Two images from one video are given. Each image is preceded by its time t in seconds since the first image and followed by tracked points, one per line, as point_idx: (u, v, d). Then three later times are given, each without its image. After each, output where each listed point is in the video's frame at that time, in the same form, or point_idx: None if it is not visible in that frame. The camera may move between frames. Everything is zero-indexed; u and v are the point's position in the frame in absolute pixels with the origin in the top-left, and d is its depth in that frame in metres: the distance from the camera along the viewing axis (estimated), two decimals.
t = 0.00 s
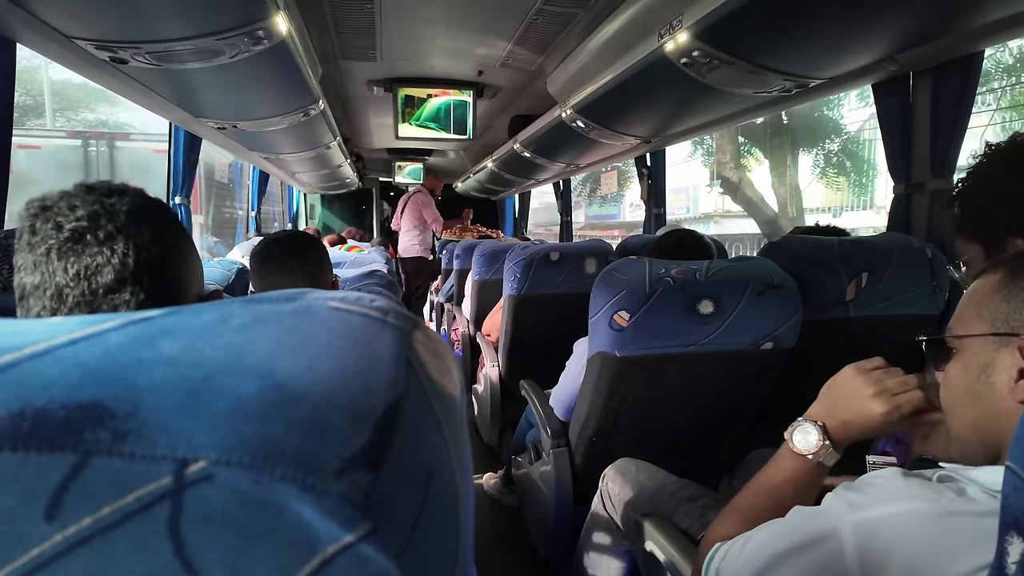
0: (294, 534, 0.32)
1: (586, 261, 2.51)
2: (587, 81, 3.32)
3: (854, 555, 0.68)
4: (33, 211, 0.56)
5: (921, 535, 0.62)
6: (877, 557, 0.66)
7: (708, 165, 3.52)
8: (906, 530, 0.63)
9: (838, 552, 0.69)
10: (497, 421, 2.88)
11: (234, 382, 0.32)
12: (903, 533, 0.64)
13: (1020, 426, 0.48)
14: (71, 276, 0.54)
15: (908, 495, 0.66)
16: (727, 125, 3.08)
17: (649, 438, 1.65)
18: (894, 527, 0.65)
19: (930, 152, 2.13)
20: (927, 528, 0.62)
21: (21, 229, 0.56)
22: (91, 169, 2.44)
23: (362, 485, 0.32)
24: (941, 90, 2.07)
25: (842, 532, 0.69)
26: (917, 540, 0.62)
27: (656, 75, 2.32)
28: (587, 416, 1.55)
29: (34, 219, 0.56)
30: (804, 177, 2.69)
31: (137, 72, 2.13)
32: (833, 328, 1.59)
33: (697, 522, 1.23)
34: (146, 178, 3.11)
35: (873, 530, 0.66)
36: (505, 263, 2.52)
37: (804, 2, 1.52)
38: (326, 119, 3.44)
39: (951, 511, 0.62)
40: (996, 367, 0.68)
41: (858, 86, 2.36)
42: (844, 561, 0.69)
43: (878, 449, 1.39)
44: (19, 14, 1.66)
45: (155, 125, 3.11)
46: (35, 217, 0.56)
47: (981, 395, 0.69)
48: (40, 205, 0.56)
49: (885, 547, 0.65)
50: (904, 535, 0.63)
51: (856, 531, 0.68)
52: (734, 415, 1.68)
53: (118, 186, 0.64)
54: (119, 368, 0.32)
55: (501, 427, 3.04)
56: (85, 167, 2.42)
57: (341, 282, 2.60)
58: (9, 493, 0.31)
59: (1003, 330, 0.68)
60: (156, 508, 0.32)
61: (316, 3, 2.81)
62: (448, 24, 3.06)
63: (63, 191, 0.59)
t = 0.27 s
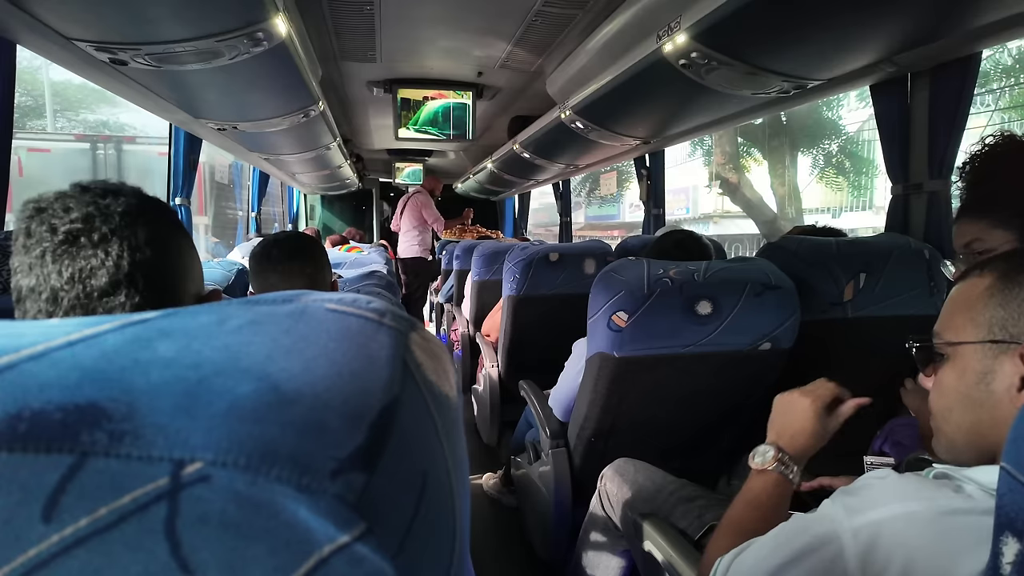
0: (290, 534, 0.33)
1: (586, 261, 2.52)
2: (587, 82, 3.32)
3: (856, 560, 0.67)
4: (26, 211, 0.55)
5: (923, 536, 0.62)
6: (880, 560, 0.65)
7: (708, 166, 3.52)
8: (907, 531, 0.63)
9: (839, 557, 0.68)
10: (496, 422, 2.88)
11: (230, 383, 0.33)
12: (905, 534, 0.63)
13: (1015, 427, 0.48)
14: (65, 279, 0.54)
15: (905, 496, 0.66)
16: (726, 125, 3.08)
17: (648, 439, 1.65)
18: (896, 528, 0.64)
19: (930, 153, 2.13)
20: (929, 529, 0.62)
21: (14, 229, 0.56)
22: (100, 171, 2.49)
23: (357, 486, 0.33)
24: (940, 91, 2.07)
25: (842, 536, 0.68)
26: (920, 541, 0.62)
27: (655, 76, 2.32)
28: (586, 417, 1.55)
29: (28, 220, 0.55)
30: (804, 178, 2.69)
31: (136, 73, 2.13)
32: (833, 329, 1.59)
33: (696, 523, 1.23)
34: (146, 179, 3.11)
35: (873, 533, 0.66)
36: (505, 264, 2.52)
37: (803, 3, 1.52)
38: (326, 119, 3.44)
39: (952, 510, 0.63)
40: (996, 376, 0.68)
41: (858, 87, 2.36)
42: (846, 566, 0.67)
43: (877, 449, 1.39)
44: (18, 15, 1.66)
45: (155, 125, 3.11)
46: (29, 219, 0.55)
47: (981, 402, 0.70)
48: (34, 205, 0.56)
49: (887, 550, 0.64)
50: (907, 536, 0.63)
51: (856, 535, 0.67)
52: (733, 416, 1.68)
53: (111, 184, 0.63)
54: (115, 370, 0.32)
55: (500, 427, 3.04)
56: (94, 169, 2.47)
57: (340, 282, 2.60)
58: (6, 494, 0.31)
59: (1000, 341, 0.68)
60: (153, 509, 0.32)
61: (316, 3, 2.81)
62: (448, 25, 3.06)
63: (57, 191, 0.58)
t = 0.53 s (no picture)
0: (290, 534, 0.33)
1: (586, 262, 2.51)
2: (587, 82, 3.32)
3: (850, 553, 0.67)
4: (19, 210, 0.55)
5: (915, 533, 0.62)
6: (873, 554, 0.65)
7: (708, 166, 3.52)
8: (900, 527, 0.63)
9: (834, 550, 0.68)
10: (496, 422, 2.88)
11: (231, 384, 0.33)
12: (898, 530, 0.63)
13: (1015, 427, 0.48)
14: (59, 282, 0.54)
15: (902, 492, 0.65)
16: (726, 125, 3.08)
17: (649, 439, 1.65)
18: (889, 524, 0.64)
19: (931, 153, 2.12)
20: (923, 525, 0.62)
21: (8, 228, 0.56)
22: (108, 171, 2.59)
23: (357, 485, 0.33)
24: (940, 91, 2.06)
25: (837, 530, 0.69)
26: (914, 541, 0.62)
27: (655, 75, 2.32)
28: (587, 417, 1.55)
29: (21, 220, 0.55)
30: (805, 178, 2.69)
31: (136, 73, 2.13)
32: (833, 329, 1.59)
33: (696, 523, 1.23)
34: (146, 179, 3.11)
35: (868, 528, 0.66)
36: (505, 264, 2.52)
37: (803, 3, 1.52)
38: (326, 119, 3.44)
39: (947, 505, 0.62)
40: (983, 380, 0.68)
41: (858, 87, 2.36)
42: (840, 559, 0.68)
43: (877, 449, 1.40)
44: (18, 15, 1.66)
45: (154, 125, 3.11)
46: (21, 218, 0.55)
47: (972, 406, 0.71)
48: (27, 204, 0.56)
49: (881, 545, 0.64)
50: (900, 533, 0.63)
51: (851, 529, 0.67)
52: (733, 416, 1.68)
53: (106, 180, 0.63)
54: (115, 370, 0.32)
55: (500, 428, 3.03)
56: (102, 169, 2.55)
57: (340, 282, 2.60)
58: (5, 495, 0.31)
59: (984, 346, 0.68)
60: (153, 509, 0.32)
61: (316, 3, 2.81)
62: (448, 25, 3.06)
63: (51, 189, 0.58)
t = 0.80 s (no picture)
0: (285, 536, 0.32)
1: (585, 262, 2.51)
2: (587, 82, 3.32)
3: (845, 553, 0.67)
4: (19, 210, 0.54)
5: (909, 535, 0.62)
6: (868, 556, 0.65)
7: (708, 167, 3.53)
8: (894, 529, 0.63)
9: (830, 551, 0.68)
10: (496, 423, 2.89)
11: (225, 386, 0.33)
12: (893, 532, 0.63)
13: (1015, 428, 0.48)
14: (58, 286, 0.54)
15: (898, 496, 0.65)
16: (726, 125, 3.08)
17: (649, 440, 1.65)
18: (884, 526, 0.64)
19: (930, 153, 2.12)
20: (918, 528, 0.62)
21: (7, 228, 0.55)
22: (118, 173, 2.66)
23: (353, 487, 0.33)
24: (940, 91, 2.06)
25: (834, 532, 0.68)
26: (907, 541, 0.61)
27: (655, 76, 2.32)
28: (586, 418, 1.55)
29: (21, 220, 0.55)
30: (805, 178, 2.70)
31: (135, 73, 2.13)
32: (833, 330, 1.58)
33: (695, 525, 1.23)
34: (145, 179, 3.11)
35: (864, 529, 0.66)
36: (504, 264, 2.52)
37: (803, 3, 1.52)
38: (326, 119, 3.44)
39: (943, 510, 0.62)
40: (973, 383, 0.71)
41: (858, 87, 2.36)
42: (835, 560, 0.68)
43: (878, 448, 1.39)
44: (16, 15, 1.66)
45: (154, 125, 3.11)
46: (22, 218, 0.55)
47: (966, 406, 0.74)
48: (27, 203, 0.55)
49: (876, 547, 0.64)
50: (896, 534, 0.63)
51: (847, 531, 0.67)
52: (733, 417, 1.68)
53: (108, 176, 0.62)
54: (109, 371, 0.32)
55: (500, 428, 3.03)
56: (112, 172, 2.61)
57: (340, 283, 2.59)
58: None
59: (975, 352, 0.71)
60: (147, 511, 0.32)
61: (315, 3, 2.81)
62: (448, 25, 3.06)
63: (52, 187, 0.57)
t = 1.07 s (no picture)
0: (298, 534, 0.33)
1: (586, 262, 2.51)
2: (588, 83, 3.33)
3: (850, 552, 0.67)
4: (41, 217, 0.55)
5: (915, 537, 0.61)
6: (873, 555, 0.65)
7: (708, 167, 3.53)
8: (899, 530, 0.63)
9: (834, 550, 0.68)
10: (496, 423, 2.93)
11: (238, 384, 0.33)
12: (897, 533, 0.63)
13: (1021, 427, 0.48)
14: (78, 294, 0.54)
15: (903, 495, 0.65)
16: (726, 125, 3.08)
17: (651, 439, 1.65)
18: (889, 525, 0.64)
19: (931, 154, 2.12)
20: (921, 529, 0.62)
21: (31, 232, 0.56)
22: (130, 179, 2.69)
23: (365, 486, 0.33)
24: (941, 91, 2.06)
25: (841, 531, 0.68)
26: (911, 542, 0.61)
27: (656, 76, 2.32)
28: (587, 418, 1.55)
29: (43, 226, 0.55)
30: (804, 179, 2.72)
31: (137, 74, 2.14)
32: (835, 330, 1.59)
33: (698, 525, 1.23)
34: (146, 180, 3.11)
35: (868, 528, 0.66)
36: (505, 264, 2.52)
37: (804, 4, 1.52)
38: (327, 120, 3.45)
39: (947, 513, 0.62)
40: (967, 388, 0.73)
41: (858, 88, 2.36)
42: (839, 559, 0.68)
43: (879, 448, 1.38)
44: (19, 16, 1.67)
45: (156, 126, 3.12)
46: (44, 224, 0.55)
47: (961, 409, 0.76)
48: (49, 210, 0.55)
49: (879, 547, 0.64)
50: (900, 534, 0.63)
51: (852, 530, 0.67)
52: (734, 417, 1.68)
53: (128, 179, 0.62)
54: (122, 369, 0.32)
55: (501, 428, 3.04)
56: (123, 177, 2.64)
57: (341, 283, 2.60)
58: (12, 494, 0.31)
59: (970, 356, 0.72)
60: (161, 509, 0.32)
61: (316, 4, 2.82)
62: (449, 26, 3.06)
63: (72, 192, 0.57)
